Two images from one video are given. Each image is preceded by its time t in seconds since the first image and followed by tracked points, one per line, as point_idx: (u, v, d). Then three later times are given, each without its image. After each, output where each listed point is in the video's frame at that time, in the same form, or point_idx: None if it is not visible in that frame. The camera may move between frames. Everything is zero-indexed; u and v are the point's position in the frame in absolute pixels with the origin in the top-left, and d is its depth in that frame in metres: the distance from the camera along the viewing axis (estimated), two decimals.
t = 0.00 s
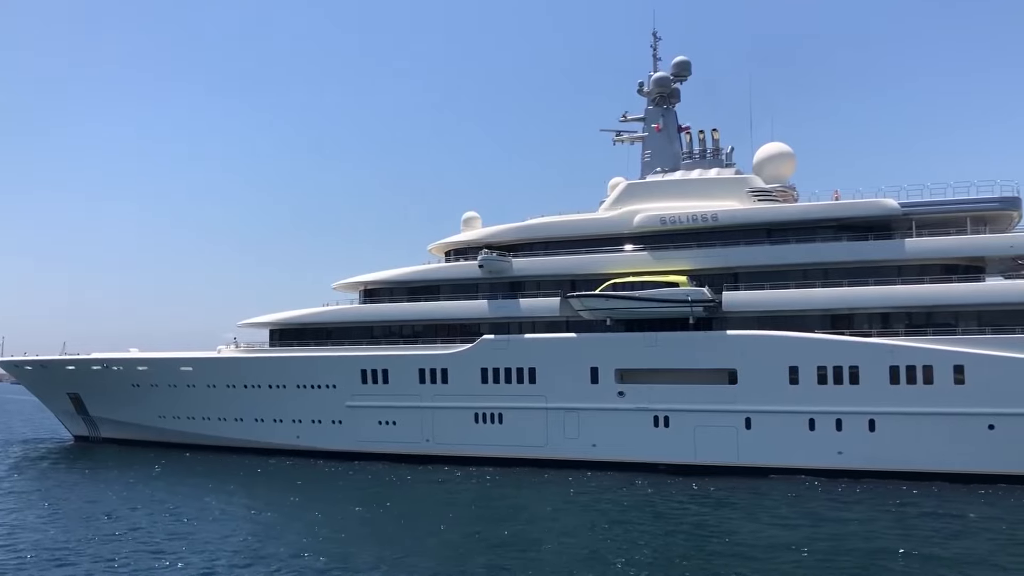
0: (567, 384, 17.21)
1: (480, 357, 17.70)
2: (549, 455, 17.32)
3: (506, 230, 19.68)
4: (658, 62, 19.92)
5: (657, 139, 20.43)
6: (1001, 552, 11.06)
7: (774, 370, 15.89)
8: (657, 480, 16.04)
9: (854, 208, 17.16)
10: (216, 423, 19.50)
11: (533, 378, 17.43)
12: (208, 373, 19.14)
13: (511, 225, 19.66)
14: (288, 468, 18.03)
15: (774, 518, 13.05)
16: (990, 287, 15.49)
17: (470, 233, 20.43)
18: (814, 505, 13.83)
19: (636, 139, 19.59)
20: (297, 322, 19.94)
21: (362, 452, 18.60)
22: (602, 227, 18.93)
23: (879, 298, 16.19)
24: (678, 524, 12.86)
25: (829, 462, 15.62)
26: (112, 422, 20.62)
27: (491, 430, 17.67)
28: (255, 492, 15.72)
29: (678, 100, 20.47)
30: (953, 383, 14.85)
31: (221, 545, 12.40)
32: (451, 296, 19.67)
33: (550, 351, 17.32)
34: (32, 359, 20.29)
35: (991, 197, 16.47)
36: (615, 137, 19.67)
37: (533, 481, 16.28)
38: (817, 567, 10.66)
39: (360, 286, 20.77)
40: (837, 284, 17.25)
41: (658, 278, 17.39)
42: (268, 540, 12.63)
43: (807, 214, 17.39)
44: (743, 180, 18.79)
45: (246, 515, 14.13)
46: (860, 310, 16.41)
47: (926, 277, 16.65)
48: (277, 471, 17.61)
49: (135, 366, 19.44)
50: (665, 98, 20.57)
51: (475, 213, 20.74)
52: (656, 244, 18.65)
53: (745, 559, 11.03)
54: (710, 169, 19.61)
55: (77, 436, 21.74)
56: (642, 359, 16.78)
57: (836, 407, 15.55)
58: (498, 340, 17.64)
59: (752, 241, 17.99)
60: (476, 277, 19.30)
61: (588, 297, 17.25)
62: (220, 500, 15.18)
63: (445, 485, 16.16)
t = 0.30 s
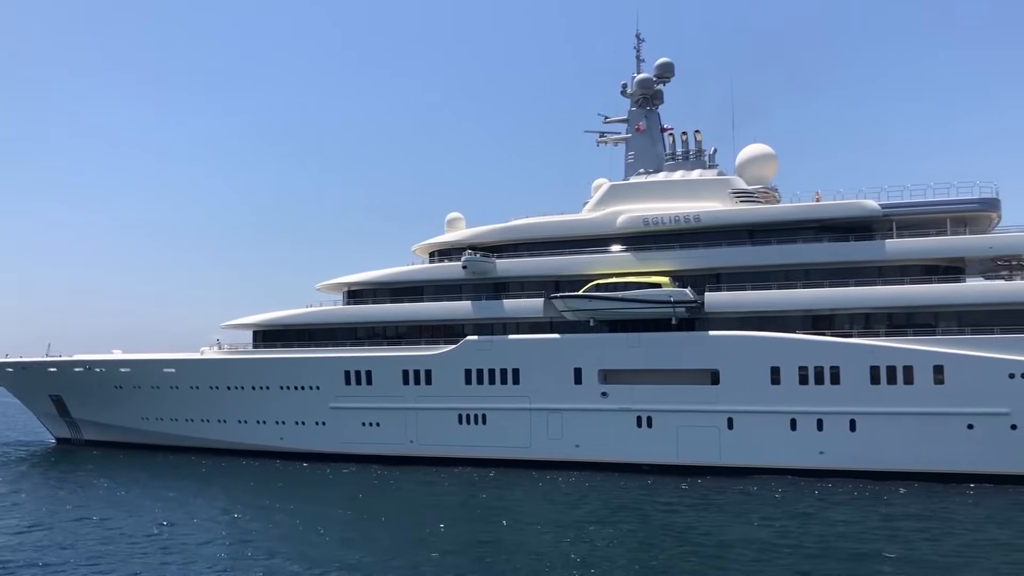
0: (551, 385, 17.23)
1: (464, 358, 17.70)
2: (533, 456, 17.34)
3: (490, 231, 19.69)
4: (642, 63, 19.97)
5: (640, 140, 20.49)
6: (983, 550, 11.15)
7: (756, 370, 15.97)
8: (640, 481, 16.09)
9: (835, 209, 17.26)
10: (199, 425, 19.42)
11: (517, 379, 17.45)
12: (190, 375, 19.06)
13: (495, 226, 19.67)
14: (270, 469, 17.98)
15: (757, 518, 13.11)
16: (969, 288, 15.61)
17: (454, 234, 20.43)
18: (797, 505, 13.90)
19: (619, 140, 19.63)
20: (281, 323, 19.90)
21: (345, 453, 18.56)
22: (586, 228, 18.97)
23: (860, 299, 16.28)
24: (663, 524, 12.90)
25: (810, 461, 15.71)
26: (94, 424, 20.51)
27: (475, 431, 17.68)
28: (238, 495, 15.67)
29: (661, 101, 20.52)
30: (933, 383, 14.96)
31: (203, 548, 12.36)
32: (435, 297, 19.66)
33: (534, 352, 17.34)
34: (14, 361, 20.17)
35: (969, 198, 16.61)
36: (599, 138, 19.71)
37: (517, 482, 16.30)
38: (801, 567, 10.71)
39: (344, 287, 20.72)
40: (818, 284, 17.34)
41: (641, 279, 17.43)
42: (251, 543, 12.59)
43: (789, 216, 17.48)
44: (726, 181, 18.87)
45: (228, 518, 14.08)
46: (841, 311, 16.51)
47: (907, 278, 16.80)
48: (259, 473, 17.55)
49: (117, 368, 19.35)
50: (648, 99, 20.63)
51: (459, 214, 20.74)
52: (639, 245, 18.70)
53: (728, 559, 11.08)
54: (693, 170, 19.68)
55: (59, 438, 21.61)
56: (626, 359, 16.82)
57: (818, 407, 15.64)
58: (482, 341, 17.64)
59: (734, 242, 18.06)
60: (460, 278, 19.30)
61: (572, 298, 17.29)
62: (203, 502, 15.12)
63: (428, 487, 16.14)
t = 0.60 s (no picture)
0: (533, 387, 17.25)
1: (446, 361, 17.70)
2: (514, 459, 17.35)
3: (473, 234, 19.70)
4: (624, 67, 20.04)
5: (623, 143, 20.55)
6: (962, 553, 11.25)
7: (736, 372, 16.04)
8: (621, 483, 16.12)
9: (815, 212, 17.36)
10: (180, 428, 19.33)
11: (499, 382, 17.45)
12: (171, 377, 18.98)
13: (477, 229, 19.68)
14: (251, 473, 17.91)
15: (739, 520, 13.17)
16: (948, 290, 15.74)
17: (436, 236, 20.43)
18: (778, 507, 13.98)
19: (602, 143, 19.68)
20: (263, 326, 19.84)
21: (326, 456, 18.51)
22: (568, 231, 19.02)
23: (839, 301, 16.38)
24: (645, 527, 12.95)
25: (790, 463, 15.79)
26: (75, 427, 20.38)
27: (457, 434, 17.67)
28: (218, 498, 15.61)
29: (644, 105, 20.60)
30: (911, 386, 15.08)
31: (182, 553, 12.31)
32: (417, 299, 19.65)
33: (516, 354, 17.35)
34: None
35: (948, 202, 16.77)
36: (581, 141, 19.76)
37: (499, 485, 16.30)
38: (785, 570, 10.77)
39: (326, 290, 20.69)
40: (798, 287, 17.43)
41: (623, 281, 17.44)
42: (230, 547, 12.56)
43: (769, 219, 17.57)
44: (707, 184, 18.95)
45: (207, 522, 14.03)
46: (821, 314, 16.60)
47: (886, 281, 16.94)
48: (240, 476, 17.48)
49: (98, 370, 19.29)
50: (630, 102, 20.70)
51: (441, 216, 20.74)
52: (621, 247, 18.75)
53: (708, 562, 11.14)
54: (674, 173, 19.76)
55: (39, 442, 21.47)
56: (608, 362, 16.86)
57: (798, 409, 15.72)
58: (464, 343, 17.64)
59: (715, 245, 18.14)
60: (443, 280, 19.30)
61: (553, 300, 17.31)
62: (184, 506, 15.04)
63: (409, 489, 16.12)
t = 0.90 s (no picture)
0: (515, 390, 17.25)
1: (429, 363, 17.68)
2: (497, 461, 17.35)
3: (456, 237, 19.69)
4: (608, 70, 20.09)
5: (606, 146, 20.60)
6: (942, 555, 11.33)
7: (718, 375, 16.10)
8: (603, 485, 16.15)
9: (796, 216, 17.44)
10: (161, 431, 19.22)
11: (481, 385, 17.45)
12: (153, 380, 18.90)
13: (460, 231, 19.68)
14: (233, 476, 17.83)
15: (721, 523, 13.22)
16: (928, 294, 15.84)
17: (420, 238, 20.41)
18: (761, 510, 14.04)
19: (585, 146, 19.72)
20: (245, 328, 19.77)
21: (309, 459, 18.45)
22: (551, 234, 19.03)
23: (820, 304, 16.47)
24: (629, 530, 12.97)
25: (771, 466, 15.86)
26: (55, 430, 20.23)
27: (439, 436, 17.65)
28: (199, 501, 15.54)
29: (627, 108, 20.65)
30: (891, 388, 15.18)
31: (164, 557, 12.26)
32: (400, 302, 19.63)
33: (499, 357, 17.35)
34: None
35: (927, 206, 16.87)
36: (565, 144, 19.79)
37: (482, 487, 16.29)
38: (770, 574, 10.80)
39: (309, 292, 20.63)
40: (779, 290, 17.52)
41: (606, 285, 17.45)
42: (212, 551, 12.51)
43: (751, 222, 17.65)
44: (689, 188, 19.02)
45: (189, 525, 13.98)
46: (802, 316, 16.68)
47: (866, 284, 17.02)
48: (221, 480, 17.40)
49: (78, 372, 19.24)
50: (614, 105, 20.75)
51: (424, 218, 20.72)
52: (604, 250, 18.79)
53: (692, 565, 11.18)
54: (657, 176, 19.82)
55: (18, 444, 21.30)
56: (590, 364, 16.88)
57: (779, 411, 15.79)
58: (447, 346, 17.63)
59: (697, 249, 18.21)
60: (426, 283, 19.28)
61: (537, 303, 17.33)
62: (166, 510, 14.94)
63: (392, 492, 16.08)
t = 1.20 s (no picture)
0: (500, 392, 17.25)
1: (414, 366, 17.68)
2: (482, 463, 17.35)
3: (441, 239, 19.69)
4: (593, 73, 20.14)
5: (591, 148, 20.64)
6: (923, 557, 11.41)
7: (702, 378, 16.16)
8: (588, 487, 16.18)
9: (780, 219, 17.52)
10: (145, 433, 19.14)
11: (466, 387, 17.45)
12: (137, 381, 18.86)
13: (446, 234, 19.68)
14: (216, 478, 17.77)
15: (704, 525, 13.27)
16: (910, 296, 15.93)
17: (405, 240, 20.40)
18: (744, 511, 14.09)
19: (571, 148, 19.76)
20: (230, 330, 19.72)
21: (294, 461, 18.40)
22: (536, 236, 19.06)
23: (803, 307, 16.55)
24: (613, 532, 13.00)
25: (754, 468, 15.91)
26: (38, 432, 20.12)
27: (424, 439, 17.64)
28: (182, 504, 15.48)
29: (612, 111, 20.70)
30: (873, 391, 15.26)
31: (147, 559, 12.22)
32: (386, 304, 19.60)
33: (484, 359, 17.35)
34: None
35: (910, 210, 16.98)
36: (551, 146, 19.82)
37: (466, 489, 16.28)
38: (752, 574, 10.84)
39: (294, 294, 20.59)
40: (763, 293, 17.59)
41: (591, 287, 17.49)
42: (194, 553, 12.47)
43: (735, 226, 17.72)
44: (674, 190, 19.08)
45: (172, 527, 13.93)
46: (785, 319, 16.76)
47: (849, 287, 17.12)
48: (205, 481, 17.33)
49: (62, 374, 19.22)
50: (599, 108, 20.80)
51: (410, 220, 20.71)
52: (589, 253, 18.82)
53: (675, 566, 11.22)
54: (642, 179, 19.87)
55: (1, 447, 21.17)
56: (575, 367, 16.91)
57: (763, 414, 15.85)
58: (432, 348, 17.62)
59: (682, 251, 18.27)
60: (411, 284, 19.27)
61: (522, 305, 17.34)
62: (147, 512, 14.88)
63: (376, 494, 16.05)
